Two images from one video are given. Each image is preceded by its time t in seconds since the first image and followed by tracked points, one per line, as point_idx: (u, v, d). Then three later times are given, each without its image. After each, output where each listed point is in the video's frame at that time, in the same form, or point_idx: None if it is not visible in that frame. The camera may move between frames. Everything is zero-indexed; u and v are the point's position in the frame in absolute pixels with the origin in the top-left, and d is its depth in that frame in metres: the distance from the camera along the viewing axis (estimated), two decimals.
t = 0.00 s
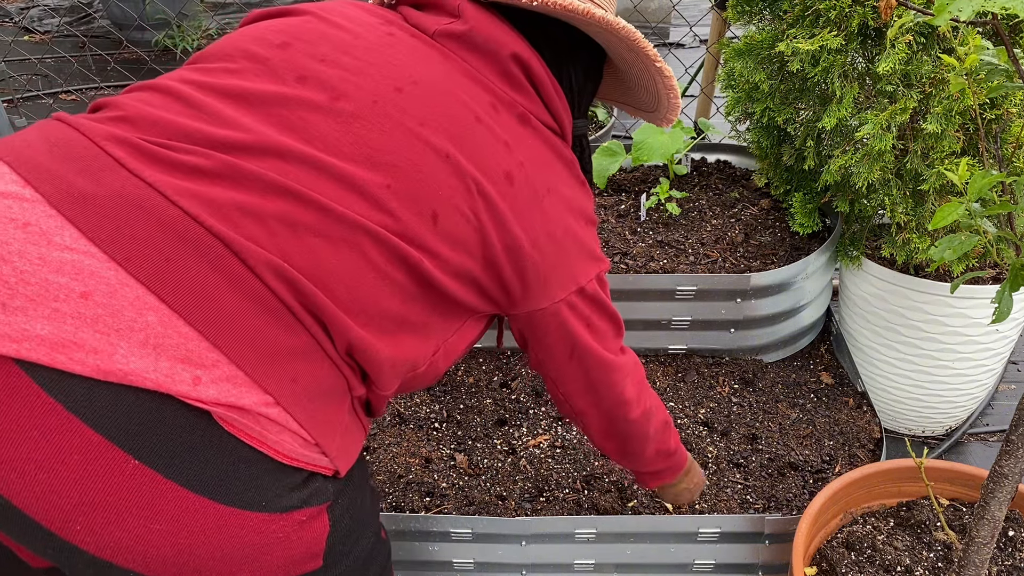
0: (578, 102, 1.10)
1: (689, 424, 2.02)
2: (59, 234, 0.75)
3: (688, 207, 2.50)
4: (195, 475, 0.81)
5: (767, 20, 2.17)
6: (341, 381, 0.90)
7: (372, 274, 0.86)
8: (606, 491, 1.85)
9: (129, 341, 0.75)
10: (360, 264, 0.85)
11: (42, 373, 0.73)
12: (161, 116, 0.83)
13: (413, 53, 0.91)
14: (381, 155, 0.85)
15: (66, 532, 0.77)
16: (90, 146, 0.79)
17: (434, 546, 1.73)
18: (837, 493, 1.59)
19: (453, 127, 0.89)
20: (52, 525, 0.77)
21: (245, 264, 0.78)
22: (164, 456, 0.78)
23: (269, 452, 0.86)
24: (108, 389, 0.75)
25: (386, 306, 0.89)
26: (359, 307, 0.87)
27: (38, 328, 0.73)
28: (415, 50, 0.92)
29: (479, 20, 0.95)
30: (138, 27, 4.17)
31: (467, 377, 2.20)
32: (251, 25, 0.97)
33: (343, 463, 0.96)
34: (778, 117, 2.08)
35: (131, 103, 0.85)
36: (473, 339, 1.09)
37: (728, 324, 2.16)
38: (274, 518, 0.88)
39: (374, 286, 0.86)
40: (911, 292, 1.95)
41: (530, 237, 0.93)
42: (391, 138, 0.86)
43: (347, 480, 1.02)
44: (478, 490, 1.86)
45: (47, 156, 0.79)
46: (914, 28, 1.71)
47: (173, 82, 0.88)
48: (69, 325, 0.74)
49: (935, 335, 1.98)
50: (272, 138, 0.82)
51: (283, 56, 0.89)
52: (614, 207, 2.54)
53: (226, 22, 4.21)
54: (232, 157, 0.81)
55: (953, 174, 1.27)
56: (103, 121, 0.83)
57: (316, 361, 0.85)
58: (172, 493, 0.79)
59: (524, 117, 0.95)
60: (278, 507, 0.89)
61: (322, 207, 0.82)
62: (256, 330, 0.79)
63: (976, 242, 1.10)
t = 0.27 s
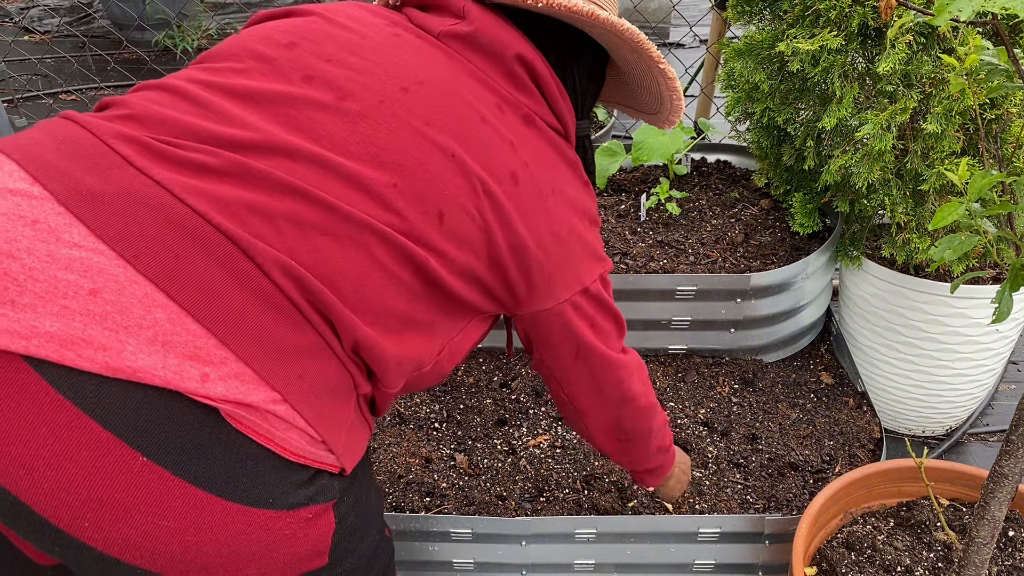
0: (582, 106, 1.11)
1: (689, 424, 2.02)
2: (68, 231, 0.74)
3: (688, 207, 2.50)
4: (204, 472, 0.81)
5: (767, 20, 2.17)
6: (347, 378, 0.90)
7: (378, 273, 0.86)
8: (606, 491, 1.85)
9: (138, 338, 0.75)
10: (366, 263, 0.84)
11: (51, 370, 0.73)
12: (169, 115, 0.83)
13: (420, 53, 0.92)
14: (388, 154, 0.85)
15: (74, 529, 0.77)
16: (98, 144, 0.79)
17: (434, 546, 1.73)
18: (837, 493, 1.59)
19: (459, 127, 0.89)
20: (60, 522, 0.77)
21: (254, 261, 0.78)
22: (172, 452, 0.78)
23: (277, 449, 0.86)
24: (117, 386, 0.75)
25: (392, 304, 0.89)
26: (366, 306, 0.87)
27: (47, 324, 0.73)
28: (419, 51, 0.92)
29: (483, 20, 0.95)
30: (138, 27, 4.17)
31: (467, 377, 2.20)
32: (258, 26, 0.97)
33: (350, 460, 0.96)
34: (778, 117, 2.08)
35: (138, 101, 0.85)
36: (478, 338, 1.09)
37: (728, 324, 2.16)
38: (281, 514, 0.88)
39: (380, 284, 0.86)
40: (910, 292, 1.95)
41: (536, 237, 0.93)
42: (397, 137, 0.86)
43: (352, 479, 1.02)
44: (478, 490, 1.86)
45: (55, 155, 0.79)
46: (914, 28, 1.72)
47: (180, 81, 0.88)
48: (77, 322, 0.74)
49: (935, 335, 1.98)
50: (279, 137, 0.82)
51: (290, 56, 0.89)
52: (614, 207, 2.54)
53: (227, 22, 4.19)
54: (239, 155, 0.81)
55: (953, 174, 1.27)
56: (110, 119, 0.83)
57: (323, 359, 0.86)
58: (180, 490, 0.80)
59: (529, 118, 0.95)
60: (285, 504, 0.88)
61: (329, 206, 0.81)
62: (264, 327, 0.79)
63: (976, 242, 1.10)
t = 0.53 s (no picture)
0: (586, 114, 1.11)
1: (689, 424, 2.02)
2: (76, 231, 0.74)
3: (688, 207, 2.50)
4: (210, 472, 0.81)
5: (767, 20, 2.17)
6: (353, 379, 0.91)
7: (383, 274, 0.86)
8: (606, 491, 1.85)
9: (146, 338, 0.75)
10: (372, 265, 0.85)
11: (59, 370, 0.73)
12: (175, 115, 0.82)
13: (426, 58, 0.93)
14: (394, 155, 0.85)
15: (82, 528, 0.77)
16: (106, 144, 0.78)
17: (434, 546, 1.73)
18: (837, 493, 1.58)
19: (464, 129, 0.89)
20: (67, 522, 0.76)
21: (262, 262, 0.78)
22: (180, 452, 0.78)
23: (284, 449, 0.86)
24: (125, 385, 0.75)
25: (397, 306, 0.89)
26: (372, 308, 0.87)
27: (55, 324, 0.72)
28: (426, 54, 0.94)
29: (489, 26, 0.96)
30: (138, 26, 4.16)
31: (467, 377, 2.20)
32: (264, 28, 0.97)
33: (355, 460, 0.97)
34: (778, 117, 2.08)
35: (144, 101, 0.85)
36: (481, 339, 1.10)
37: (728, 324, 2.16)
38: (289, 514, 0.89)
39: (385, 285, 0.86)
40: (910, 292, 1.95)
41: (540, 240, 0.93)
42: (404, 140, 0.86)
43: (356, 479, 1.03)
44: (478, 490, 1.86)
45: (63, 154, 0.78)
46: (914, 28, 1.71)
47: (186, 82, 0.87)
48: (86, 322, 0.73)
49: (934, 335, 1.98)
50: (286, 138, 0.82)
51: (297, 58, 0.89)
52: (614, 207, 2.54)
53: (227, 22, 4.19)
54: (246, 156, 0.81)
55: (953, 174, 1.27)
56: (116, 119, 0.82)
57: (329, 360, 0.86)
58: (186, 491, 0.79)
59: (532, 122, 0.96)
60: (293, 504, 0.89)
61: (335, 207, 0.82)
62: (271, 328, 0.80)
63: (976, 242, 1.10)
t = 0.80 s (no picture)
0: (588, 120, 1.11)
1: (689, 424, 2.02)
2: (79, 235, 0.74)
3: (688, 207, 2.50)
4: (214, 476, 0.81)
5: (767, 21, 2.17)
6: (355, 385, 0.91)
7: (386, 279, 0.86)
8: (606, 491, 1.85)
9: (149, 343, 0.75)
10: (374, 270, 0.85)
11: (62, 374, 0.72)
12: (179, 119, 0.82)
13: (432, 66, 0.93)
14: (398, 160, 0.85)
15: (84, 533, 0.77)
16: (109, 147, 0.78)
17: (434, 546, 1.73)
18: (838, 492, 1.58)
19: (468, 134, 0.89)
20: (68, 526, 0.76)
21: (266, 268, 0.78)
22: (181, 457, 0.78)
23: (284, 453, 0.86)
24: (127, 389, 0.75)
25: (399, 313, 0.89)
26: (375, 314, 0.87)
27: (58, 328, 0.72)
28: (430, 61, 0.93)
29: (493, 33, 0.96)
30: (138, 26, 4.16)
31: (467, 377, 2.20)
32: (267, 31, 0.97)
33: (356, 462, 0.97)
34: (778, 117, 2.08)
35: (147, 105, 0.85)
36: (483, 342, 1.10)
37: (728, 324, 2.16)
38: (290, 518, 0.89)
39: (388, 290, 0.86)
40: (910, 292, 1.95)
41: (542, 247, 0.93)
42: (409, 146, 0.86)
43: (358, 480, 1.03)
44: (478, 490, 1.86)
45: (66, 157, 0.78)
46: (915, 28, 1.71)
47: (190, 85, 0.87)
48: (89, 326, 0.73)
49: (934, 335, 1.98)
50: (290, 144, 0.82)
51: (301, 63, 0.89)
52: (614, 207, 2.54)
53: (226, 22, 4.18)
54: (249, 161, 0.81)
55: (953, 173, 1.27)
56: (119, 122, 0.83)
57: (331, 365, 0.86)
58: (188, 495, 0.79)
59: (535, 130, 0.96)
60: (294, 508, 0.89)
61: (339, 213, 0.82)
62: (274, 333, 0.80)
63: (977, 241, 1.10)
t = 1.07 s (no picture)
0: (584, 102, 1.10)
1: (689, 424, 2.03)
2: (78, 235, 0.74)
3: (688, 208, 2.50)
4: (219, 472, 0.80)
5: (767, 20, 2.17)
6: (358, 379, 0.91)
7: (385, 271, 0.86)
8: (606, 491, 1.85)
9: (151, 341, 0.75)
10: (374, 262, 0.84)
11: (64, 375, 0.73)
12: (173, 115, 0.82)
13: (422, 53, 0.92)
14: (394, 151, 0.85)
15: (92, 533, 0.77)
16: (106, 147, 0.78)
17: (434, 546, 1.72)
18: (837, 493, 1.58)
19: (466, 128, 0.89)
20: (77, 526, 0.77)
21: (266, 264, 0.78)
22: (188, 454, 0.78)
23: (290, 450, 0.85)
24: (131, 388, 0.75)
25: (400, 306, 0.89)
26: (376, 307, 0.87)
27: (60, 329, 0.73)
28: (422, 48, 0.93)
29: (485, 17, 0.96)
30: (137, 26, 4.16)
31: (467, 377, 2.20)
32: (260, 25, 0.97)
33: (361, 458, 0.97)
34: (778, 117, 2.08)
35: (144, 102, 0.85)
36: (481, 336, 1.10)
37: (728, 324, 2.16)
38: (297, 513, 0.88)
39: (386, 281, 0.86)
40: (910, 292, 1.95)
41: (542, 235, 0.93)
42: (402, 135, 0.86)
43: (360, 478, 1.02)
44: (478, 490, 1.86)
45: (63, 157, 0.78)
46: (914, 28, 1.71)
47: (185, 82, 0.87)
48: (90, 327, 0.73)
49: (934, 335, 1.98)
50: (284, 136, 0.82)
51: (292, 55, 0.89)
52: (614, 207, 2.54)
53: (226, 22, 4.17)
54: (247, 156, 0.81)
55: (953, 174, 1.27)
56: (114, 121, 0.82)
57: (335, 360, 0.86)
58: (195, 492, 0.79)
59: (531, 113, 0.96)
60: (301, 503, 0.88)
61: (337, 205, 0.82)
62: (276, 328, 0.79)
63: (977, 242, 1.10)
